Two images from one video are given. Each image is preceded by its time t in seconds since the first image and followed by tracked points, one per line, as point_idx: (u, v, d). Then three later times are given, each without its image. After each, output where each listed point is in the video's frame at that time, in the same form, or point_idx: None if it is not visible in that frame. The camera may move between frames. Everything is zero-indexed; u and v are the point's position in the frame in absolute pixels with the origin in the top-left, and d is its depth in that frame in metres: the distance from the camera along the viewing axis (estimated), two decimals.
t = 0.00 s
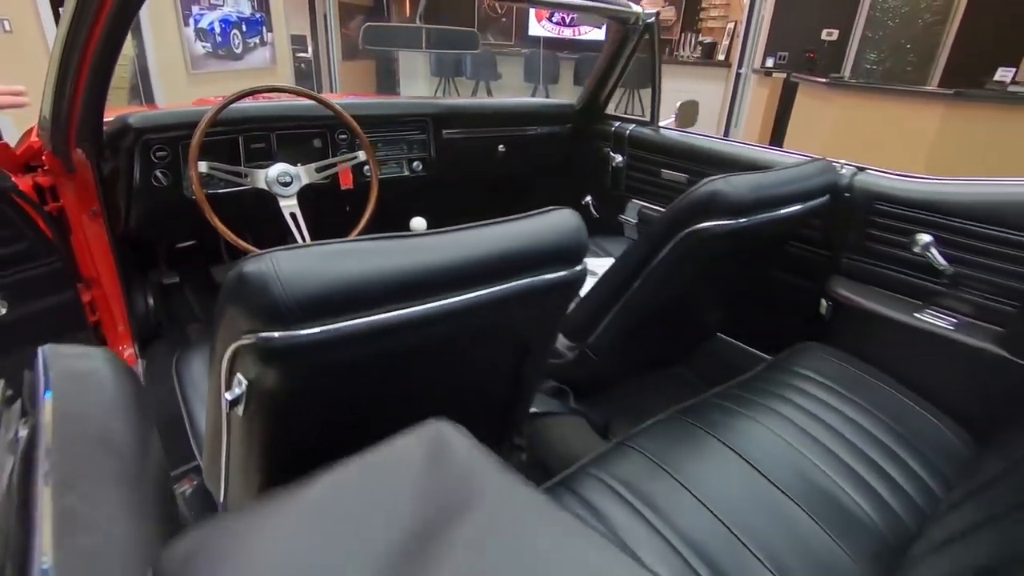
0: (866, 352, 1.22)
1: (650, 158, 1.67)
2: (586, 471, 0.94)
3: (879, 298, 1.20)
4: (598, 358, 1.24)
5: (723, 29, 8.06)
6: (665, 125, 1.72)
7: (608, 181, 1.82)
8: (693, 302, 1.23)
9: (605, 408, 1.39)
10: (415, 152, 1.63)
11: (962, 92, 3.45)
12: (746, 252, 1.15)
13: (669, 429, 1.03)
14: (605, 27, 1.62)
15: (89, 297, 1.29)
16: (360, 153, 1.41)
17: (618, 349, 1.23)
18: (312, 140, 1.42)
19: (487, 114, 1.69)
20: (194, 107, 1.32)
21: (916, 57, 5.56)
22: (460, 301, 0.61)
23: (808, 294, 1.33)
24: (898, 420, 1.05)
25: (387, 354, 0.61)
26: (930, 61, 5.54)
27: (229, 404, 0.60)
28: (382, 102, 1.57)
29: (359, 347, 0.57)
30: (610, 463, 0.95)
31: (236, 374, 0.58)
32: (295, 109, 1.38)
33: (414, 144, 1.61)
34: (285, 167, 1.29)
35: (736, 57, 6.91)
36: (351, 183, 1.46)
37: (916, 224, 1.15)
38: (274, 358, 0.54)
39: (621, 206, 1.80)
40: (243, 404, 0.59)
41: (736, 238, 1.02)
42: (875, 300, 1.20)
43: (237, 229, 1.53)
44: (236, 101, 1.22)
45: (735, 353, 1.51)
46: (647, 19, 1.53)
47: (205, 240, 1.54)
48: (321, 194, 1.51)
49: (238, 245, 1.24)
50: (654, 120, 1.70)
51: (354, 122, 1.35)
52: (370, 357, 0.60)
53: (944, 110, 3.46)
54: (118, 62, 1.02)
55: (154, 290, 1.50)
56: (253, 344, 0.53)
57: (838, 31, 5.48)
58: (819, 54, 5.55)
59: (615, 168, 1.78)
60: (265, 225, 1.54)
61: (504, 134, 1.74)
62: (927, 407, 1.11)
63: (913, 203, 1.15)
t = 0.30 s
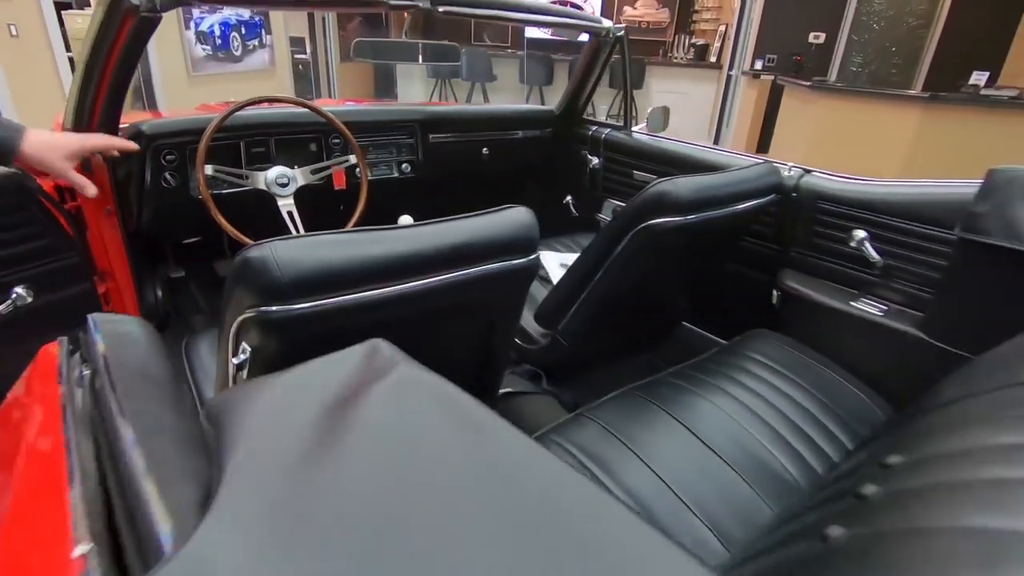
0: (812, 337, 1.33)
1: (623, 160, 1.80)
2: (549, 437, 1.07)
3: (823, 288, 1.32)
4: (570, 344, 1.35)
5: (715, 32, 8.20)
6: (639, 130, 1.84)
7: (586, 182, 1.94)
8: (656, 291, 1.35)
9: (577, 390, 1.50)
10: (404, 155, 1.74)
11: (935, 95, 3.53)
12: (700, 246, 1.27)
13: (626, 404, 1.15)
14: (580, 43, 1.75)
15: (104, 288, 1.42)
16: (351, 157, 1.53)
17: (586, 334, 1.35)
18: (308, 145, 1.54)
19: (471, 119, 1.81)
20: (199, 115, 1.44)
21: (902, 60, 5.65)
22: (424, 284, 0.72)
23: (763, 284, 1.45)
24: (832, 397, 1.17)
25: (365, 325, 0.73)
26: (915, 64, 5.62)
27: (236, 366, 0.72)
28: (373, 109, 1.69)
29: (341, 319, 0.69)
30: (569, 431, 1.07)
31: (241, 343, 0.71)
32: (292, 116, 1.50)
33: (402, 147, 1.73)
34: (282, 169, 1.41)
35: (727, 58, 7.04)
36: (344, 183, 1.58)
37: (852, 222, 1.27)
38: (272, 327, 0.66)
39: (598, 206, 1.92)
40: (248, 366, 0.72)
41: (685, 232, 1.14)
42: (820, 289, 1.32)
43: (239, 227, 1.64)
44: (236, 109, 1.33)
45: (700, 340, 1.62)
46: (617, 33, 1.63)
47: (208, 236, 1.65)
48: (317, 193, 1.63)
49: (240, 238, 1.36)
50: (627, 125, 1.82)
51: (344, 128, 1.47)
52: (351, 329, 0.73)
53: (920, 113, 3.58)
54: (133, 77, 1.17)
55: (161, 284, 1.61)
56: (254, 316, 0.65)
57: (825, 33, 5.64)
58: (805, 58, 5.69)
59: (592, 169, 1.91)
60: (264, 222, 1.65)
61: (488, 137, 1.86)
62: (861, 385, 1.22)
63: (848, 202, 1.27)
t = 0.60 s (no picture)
0: (772, 345, 1.47)
1: (607, 183, 1.95)
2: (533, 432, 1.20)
3: (781, 300, 1.46)
4: (554, 350, 1.49)
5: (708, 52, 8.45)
6: (621, 155, 1.99)
7: (574, 203, 2.10)
8: (633, 303, 1.49)
9: (562, 393, 1.64)
10: (405, 179, 1.90)
11: (915, 117, 3.67)
12: (670, 262, 1.42)
13: (602, 404, 1.28)
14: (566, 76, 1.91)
15: (134, 298, 1.61)
16: (358, 182, 1.69)
17: (569, 341, 1.49)
18: (317, 169, 1.69)
19: (468, 145, 1.98)
20: (221, 144, 1.59)
21: (889, 81, 5.85)
22: (420, 294, 0.87)
23: (730, 297, 1.59)
24: (788, 402, 1.31)
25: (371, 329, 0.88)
26: (900, 86, 5.83)
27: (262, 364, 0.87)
28: (377, 137, 1.85)
29: (350, 323, 0.84)
30: (550, 427, 1.21)
31: (267, 343, 0.85)
32: (305, 144, 1.66)
33: (403, 172, 1.89)
34: (295, 194, 1.55)
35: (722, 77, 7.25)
36: (349, 205, 1.73)
37: (806, 240, 1.41)
38: (294, 329, 0.81)
39: (585, 225, 2.08)
40: (272, 363, 0.86)
41: (653, 250, 1.29)
42: (779, 301, 1.46)
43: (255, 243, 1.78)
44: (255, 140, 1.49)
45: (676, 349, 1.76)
46: (599, 68, 1.81)
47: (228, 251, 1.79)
48: (326, 213, 1.79)
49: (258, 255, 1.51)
50: (610, 151, 1.99)
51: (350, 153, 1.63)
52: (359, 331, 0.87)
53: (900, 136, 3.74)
54: (163, 129, 1.35)
55: (184, 296, 1.72)
56: (279, 320, 0.79)
57: (813, 55, 5.86)
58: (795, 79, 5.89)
59: (580, 191, 2.07)
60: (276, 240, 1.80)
61: (482, 161, 2.01)
62: (814, 387, 1.36)
63: (802, 222, 1.41)
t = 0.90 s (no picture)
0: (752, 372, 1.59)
1: (602, 221, 2.12)
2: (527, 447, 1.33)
3: (758, 330, 1.59)
4: (549, 374, 1.62)
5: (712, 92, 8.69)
6: (616, 196, 2.16)
7: (573, 239, 2.27)
8: (622, 332, 1.62)
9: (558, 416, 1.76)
10: (416, 217, 2.08)
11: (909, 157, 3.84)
12: (655, 294, 1.56)
13: (591, 424, 1.40)
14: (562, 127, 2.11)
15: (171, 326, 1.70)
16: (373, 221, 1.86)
17: (563, 366, 1.62)
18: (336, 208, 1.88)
19: (475, 187, 2.16)
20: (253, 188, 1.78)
21: (888, 121, 6.10)
22: (425, 317, 1.02)
23: (713, 327, 1.72)
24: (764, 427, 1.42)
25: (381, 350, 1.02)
26: (899, 125, 6.10)
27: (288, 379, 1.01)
28: (392, 180, 2.04)
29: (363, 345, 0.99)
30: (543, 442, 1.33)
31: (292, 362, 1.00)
32: (327, 187, 1.85)
33: (415, 211, 2.07)
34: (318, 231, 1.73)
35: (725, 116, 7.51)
36: (365, 241, 1.90)
37: (779, 275, 1.55)
38: (316, 348, 0.95)
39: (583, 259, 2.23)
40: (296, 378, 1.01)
41: (636, 282, 1.43)
42: (756, 331, 1.59)
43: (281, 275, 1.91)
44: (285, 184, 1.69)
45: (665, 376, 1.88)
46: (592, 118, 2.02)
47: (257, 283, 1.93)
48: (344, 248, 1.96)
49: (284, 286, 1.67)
50: (605, 192, 2.17)
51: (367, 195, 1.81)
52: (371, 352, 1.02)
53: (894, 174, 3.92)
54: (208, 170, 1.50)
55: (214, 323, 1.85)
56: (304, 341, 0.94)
57: (813, 96, 6.06)
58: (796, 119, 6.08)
59: (578, 229, 2.24)
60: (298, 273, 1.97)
61: (488, 201, 2.20)
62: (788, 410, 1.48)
63: (774, 257, 1.55)
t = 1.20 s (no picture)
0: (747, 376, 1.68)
1: (609, 233, 2.24)
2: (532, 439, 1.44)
3: (753, 335, 1.69)
4: (554, 373, 1.73)
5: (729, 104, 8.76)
6: (623, 208, 2.28)
7: (582, 249, 2.39)
8: (623, 336, 1.73)
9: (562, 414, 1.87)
10: (434, 227, 2.22)
11: (920, 170, 3.88)
12: (654, 300, 1.67)
13: (591, 420, 1.51)
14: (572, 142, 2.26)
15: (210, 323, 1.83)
16: (394, 231, 1.99)
17: (568, 366, 1.73)
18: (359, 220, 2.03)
19: (490, 199, 2.31)
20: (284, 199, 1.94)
21: (905, 133, 6.11)
22: (437, 321, 1.14)
23: (712, 334, 1.82)
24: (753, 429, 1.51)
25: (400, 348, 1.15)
26: (917, 137, 6.11)
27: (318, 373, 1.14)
28: (412, 193, 2.18)
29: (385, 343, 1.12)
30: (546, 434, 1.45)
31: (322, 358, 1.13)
32: (352, 200, 2.00)
33: (433, 221, 2.21)
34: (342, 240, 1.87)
35: (743, 127, 7.55)
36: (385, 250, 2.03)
37: (772, 284, 1.65)
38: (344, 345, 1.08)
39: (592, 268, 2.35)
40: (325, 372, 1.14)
41: (634, 290, 1.55)
42: (750, 337, 1.68)
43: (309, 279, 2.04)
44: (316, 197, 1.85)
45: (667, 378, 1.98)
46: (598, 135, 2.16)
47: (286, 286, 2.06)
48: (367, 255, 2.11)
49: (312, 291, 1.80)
50: (613, 203, 2.29)
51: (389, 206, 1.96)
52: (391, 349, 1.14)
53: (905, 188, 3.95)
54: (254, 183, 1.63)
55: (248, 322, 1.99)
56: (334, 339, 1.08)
57: (830, 108, 6.09)
58: (812, 132, 6.12)
59: (587, 239, 2.36)
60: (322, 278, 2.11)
61: (502, 212, 2.34)
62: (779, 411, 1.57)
63: (767, 268, 1.65)
